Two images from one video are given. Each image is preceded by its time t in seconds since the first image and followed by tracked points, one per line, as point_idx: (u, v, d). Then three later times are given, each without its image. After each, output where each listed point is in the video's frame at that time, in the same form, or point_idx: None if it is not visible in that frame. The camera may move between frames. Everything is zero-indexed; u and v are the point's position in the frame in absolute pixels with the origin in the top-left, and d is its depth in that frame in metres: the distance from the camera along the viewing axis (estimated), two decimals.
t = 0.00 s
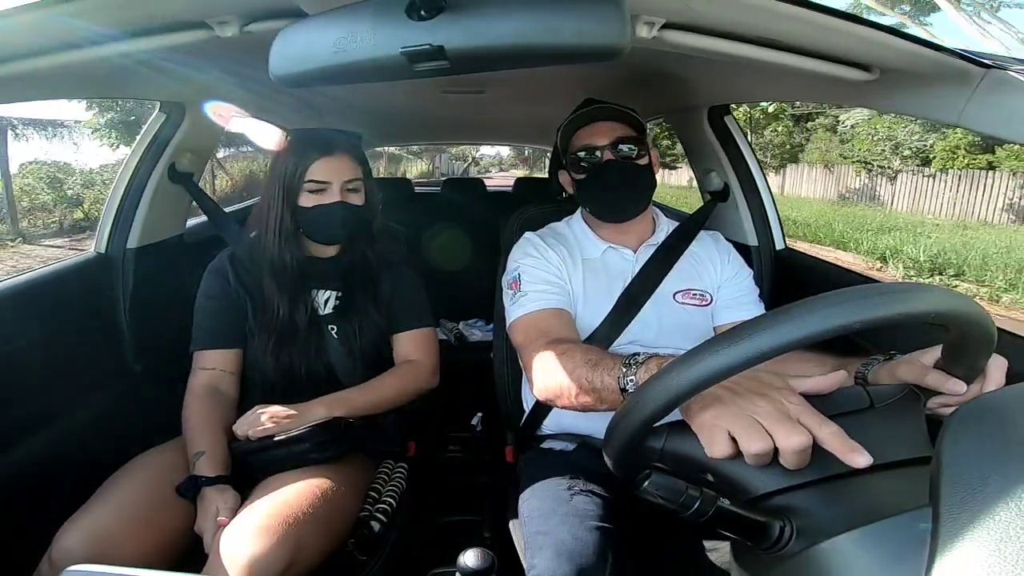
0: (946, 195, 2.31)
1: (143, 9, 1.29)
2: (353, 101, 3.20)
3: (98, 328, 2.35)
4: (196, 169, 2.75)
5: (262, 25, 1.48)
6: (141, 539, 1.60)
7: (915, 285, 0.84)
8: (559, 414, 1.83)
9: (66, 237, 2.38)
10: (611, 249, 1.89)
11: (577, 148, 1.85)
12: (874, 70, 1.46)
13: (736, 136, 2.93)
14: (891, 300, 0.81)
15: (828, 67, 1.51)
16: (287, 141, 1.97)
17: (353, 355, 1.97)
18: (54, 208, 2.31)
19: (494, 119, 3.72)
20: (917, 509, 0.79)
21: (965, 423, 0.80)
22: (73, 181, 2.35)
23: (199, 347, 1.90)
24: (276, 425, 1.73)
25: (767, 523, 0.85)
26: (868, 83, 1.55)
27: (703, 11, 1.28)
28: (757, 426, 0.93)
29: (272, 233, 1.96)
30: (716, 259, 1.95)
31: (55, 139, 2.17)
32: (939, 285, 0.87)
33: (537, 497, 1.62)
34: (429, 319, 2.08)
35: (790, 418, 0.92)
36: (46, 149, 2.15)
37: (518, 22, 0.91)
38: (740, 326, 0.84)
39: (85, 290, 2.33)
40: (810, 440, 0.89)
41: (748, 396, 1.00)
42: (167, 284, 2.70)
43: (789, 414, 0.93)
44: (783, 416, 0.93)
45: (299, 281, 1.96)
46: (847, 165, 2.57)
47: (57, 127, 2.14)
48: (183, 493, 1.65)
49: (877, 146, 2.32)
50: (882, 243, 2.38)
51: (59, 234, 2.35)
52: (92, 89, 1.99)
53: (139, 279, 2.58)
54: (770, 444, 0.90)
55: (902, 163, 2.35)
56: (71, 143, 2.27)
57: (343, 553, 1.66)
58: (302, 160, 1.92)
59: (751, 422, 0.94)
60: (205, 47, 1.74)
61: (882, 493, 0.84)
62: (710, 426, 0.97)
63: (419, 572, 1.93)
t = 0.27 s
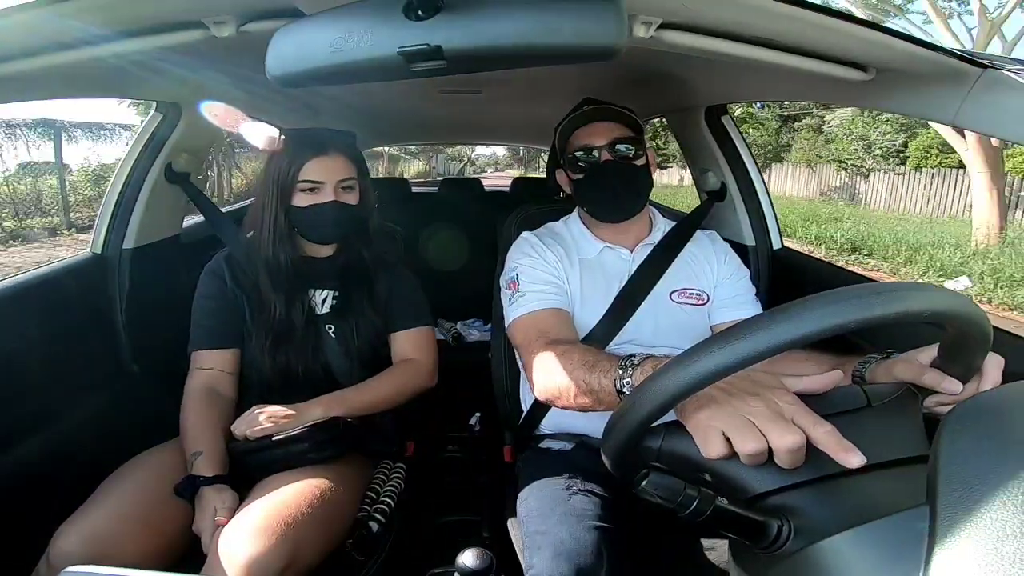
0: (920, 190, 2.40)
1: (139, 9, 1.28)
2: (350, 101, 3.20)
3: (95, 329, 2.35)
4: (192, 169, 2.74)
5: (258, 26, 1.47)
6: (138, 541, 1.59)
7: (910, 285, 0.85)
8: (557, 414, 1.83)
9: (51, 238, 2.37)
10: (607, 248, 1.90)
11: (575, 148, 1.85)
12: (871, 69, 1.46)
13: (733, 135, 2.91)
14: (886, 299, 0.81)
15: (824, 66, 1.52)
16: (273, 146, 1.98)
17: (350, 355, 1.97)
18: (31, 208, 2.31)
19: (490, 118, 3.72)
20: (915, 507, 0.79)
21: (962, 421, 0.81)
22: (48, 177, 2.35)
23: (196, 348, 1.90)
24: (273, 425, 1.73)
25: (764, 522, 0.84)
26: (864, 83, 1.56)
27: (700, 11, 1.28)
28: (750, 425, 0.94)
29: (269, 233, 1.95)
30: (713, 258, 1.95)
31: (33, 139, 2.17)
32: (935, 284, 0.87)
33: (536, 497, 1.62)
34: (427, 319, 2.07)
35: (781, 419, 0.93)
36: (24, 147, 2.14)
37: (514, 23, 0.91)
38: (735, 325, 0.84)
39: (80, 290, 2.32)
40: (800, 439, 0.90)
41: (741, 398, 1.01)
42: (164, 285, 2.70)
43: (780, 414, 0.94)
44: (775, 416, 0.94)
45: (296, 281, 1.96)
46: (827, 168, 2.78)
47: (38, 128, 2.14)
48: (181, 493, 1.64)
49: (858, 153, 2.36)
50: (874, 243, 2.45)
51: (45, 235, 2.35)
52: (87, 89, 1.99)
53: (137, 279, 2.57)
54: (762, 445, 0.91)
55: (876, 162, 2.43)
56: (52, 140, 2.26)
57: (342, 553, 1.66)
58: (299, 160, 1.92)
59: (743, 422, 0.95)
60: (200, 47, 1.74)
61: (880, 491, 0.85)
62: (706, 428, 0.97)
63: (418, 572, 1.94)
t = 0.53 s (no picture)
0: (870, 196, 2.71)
1: (136, 10, 1.28)
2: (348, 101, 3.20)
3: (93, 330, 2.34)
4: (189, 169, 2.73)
5: (256, 26, 1.47)
6: (137, 542, 1.59)
7: (909, 283, 0.84)
8: (555, 414, 1.83)
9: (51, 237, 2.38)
10: (604, 247, 1.89)
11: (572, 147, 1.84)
12: (869, 69, 1.46)
13: (730, 134, 2.91)
14: (883, 298, 0.81)
15: (821, 66, 1.52)
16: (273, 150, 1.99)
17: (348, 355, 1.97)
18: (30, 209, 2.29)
19: (488, 118, 3.72)
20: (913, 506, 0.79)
21: (959, 420, 0.81)
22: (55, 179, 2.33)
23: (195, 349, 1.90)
24: (272, 426, 1.73)
25: (764, 521, 0.84)
26: (862, 82, 1.56)
27: (699, 10, 1.28)
28: (745, 418, 0.92)
29: (266, 233, 1.95)
30: (711, 258, 1.95)
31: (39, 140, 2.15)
32: (932, 282, 0.87)
33: (535, 497, 1.62)
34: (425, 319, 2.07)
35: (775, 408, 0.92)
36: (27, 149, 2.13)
37: (513, 23, 0.91)
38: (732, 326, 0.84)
39: (78, 292, 2.32)
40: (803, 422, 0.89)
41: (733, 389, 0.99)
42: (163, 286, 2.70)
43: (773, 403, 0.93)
44: (769, 406, 0.93)
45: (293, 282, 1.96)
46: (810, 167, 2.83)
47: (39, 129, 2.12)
48: (178, 493, 1.65)
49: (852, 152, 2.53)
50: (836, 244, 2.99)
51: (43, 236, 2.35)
52: (85, 90, 1.98)
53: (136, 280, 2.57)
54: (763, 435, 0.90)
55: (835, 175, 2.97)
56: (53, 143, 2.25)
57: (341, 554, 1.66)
58: (297, 161, 1.92)
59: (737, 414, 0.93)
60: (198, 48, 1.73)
61: (878, 490, 0.85)
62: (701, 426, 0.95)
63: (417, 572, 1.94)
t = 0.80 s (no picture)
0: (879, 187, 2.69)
1: (135, 9, 1.28)
2: (347, 101, 3.20)
3: (92, 329, 2.34)
4: (188, 169, 2.73)
5: (254, 25, 1.47)
6: (136, 542, 1.59)
7: (906, 283, 0.85)
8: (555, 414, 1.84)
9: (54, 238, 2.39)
10: (606, 248, 1.90)
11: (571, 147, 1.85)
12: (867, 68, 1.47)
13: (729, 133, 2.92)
14: (880, 298, 0.82)
15: (820, 66, 1.52)
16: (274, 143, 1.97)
17: (347, 355, 1.97)
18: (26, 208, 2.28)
19: (487, 118, 3.73)
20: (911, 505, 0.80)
21: (956, 419, 0.81)
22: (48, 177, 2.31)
23: (194, 348, 1.90)
24: (271, 425, 1.73)
25: (763, 521, 0.84)
26: (860, 82, 1.56)
27: (697, 10, 1.28)
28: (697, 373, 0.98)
29: (263, 233, 1.96)
30: (710, 257, 1.95)
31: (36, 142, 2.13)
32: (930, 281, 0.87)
33: (534, 496, 1.62)
34: (424, 318, 2.07)
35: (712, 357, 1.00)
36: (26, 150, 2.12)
37: (511, 23, 0.91)
38: (729, 326, 0.85)
39: (77, 291, 2.32)
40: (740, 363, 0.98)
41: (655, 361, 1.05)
42: (162, 286, 2.70)
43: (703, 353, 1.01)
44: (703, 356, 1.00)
45: (292, 281, 1.96)
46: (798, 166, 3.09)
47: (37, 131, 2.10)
48: (178, 493, 1.65)
49: (903, 159, 2.78)
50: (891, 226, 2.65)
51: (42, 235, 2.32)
52: (83, 89, 1.98)
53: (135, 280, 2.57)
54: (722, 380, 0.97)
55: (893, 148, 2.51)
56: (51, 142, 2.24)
57: (340, 553, 1.67)
58: (294, 160, 1.91)
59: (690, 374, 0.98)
60: (196, 47, 1.73)
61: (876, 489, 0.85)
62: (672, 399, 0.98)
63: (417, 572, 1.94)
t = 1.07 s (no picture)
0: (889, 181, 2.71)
1: (135, 9, 1.28)
2: (346, 101, 3.20)
3: (91, 329, 2.34)
4: (187, 169, 2.73)
5: (254, 25, 1.47)
6: (136, 542, 1.59)
7: (906, 283, 0.85)
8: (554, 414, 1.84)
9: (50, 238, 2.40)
10: (603, 249, 1.89)
11: (570, 146, 1.85)
12: (866, 68, 1.47)
13: (728, 133, 2.92)
14: (879, 297, 0.82)
15: (819, 65, 1.52)
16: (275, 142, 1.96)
17: (346, 354, 1.97)
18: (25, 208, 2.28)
19: (485, 117, 3.73)
20: (910, 505, 0.80)
21: (955, 419, 0.81)
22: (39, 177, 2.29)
23: (193, 348, 1.90)
24: (269, 425, 1.73)
25: (762, 521, 0.84)
26: (859, 82, 1.57)
27: (697, 10, 1.28)
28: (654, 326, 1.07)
29: (263, 233, 1.95)
30: (708, 257, 1.95)
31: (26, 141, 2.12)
32: (927, 281, 0.87)
33: (533, 496, 1.62)
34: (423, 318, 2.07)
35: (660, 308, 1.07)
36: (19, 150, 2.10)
37: (510, 22, 0.91)
38: (727, 326, 0.85)
39: (76, 291, 2.32)
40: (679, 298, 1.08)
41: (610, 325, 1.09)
42: (161, 286, 2.69)
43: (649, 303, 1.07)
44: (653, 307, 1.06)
45: (291, 281, 1.96)
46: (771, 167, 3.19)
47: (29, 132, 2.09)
48: (177, 493, 1.65)
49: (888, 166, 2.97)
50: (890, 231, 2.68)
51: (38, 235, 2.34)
52: (82, 89, 1.98)
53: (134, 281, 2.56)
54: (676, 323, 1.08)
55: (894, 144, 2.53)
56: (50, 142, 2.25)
57: (339, 554, 1.67)
58: (292, 161, 1.91)
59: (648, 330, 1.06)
60: (195, 47, 1.73)
61: (876, 489, 0.85)
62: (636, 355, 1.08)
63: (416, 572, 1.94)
